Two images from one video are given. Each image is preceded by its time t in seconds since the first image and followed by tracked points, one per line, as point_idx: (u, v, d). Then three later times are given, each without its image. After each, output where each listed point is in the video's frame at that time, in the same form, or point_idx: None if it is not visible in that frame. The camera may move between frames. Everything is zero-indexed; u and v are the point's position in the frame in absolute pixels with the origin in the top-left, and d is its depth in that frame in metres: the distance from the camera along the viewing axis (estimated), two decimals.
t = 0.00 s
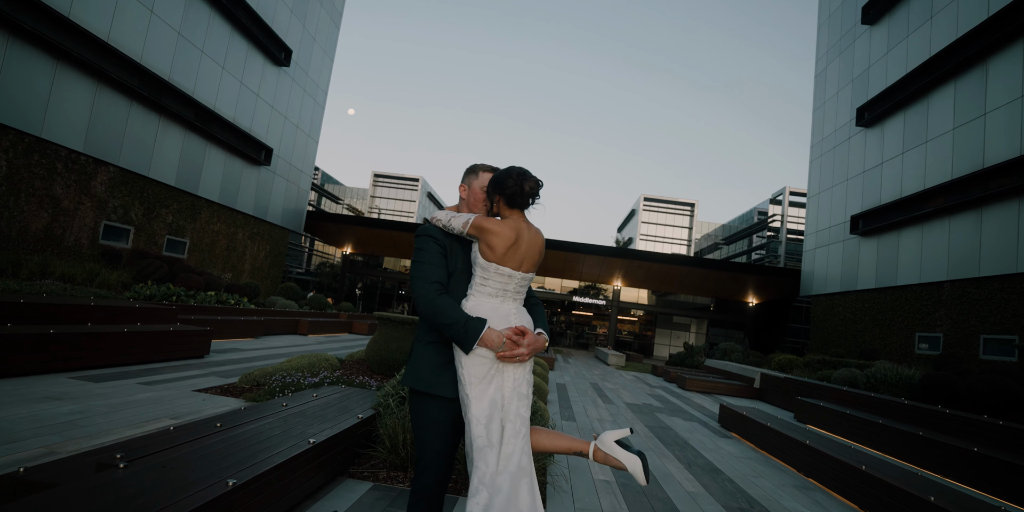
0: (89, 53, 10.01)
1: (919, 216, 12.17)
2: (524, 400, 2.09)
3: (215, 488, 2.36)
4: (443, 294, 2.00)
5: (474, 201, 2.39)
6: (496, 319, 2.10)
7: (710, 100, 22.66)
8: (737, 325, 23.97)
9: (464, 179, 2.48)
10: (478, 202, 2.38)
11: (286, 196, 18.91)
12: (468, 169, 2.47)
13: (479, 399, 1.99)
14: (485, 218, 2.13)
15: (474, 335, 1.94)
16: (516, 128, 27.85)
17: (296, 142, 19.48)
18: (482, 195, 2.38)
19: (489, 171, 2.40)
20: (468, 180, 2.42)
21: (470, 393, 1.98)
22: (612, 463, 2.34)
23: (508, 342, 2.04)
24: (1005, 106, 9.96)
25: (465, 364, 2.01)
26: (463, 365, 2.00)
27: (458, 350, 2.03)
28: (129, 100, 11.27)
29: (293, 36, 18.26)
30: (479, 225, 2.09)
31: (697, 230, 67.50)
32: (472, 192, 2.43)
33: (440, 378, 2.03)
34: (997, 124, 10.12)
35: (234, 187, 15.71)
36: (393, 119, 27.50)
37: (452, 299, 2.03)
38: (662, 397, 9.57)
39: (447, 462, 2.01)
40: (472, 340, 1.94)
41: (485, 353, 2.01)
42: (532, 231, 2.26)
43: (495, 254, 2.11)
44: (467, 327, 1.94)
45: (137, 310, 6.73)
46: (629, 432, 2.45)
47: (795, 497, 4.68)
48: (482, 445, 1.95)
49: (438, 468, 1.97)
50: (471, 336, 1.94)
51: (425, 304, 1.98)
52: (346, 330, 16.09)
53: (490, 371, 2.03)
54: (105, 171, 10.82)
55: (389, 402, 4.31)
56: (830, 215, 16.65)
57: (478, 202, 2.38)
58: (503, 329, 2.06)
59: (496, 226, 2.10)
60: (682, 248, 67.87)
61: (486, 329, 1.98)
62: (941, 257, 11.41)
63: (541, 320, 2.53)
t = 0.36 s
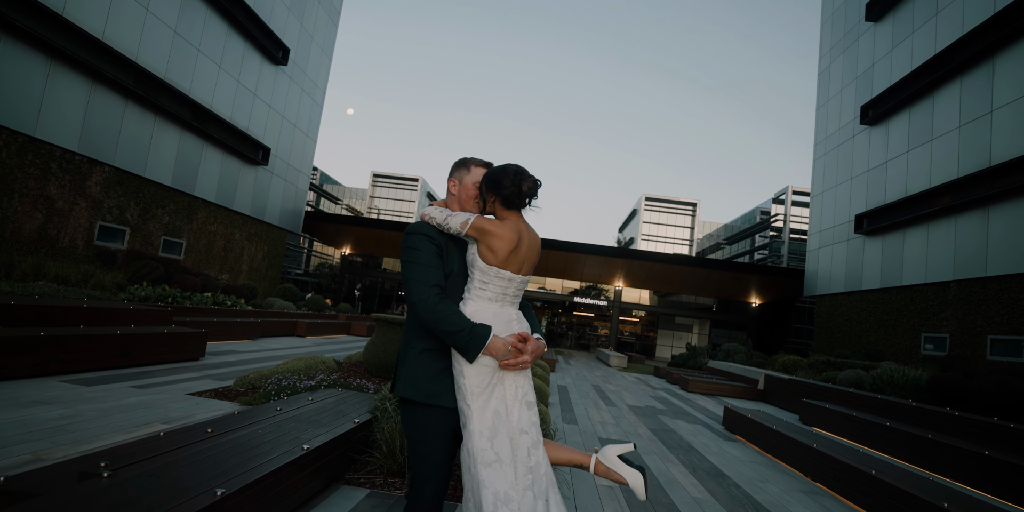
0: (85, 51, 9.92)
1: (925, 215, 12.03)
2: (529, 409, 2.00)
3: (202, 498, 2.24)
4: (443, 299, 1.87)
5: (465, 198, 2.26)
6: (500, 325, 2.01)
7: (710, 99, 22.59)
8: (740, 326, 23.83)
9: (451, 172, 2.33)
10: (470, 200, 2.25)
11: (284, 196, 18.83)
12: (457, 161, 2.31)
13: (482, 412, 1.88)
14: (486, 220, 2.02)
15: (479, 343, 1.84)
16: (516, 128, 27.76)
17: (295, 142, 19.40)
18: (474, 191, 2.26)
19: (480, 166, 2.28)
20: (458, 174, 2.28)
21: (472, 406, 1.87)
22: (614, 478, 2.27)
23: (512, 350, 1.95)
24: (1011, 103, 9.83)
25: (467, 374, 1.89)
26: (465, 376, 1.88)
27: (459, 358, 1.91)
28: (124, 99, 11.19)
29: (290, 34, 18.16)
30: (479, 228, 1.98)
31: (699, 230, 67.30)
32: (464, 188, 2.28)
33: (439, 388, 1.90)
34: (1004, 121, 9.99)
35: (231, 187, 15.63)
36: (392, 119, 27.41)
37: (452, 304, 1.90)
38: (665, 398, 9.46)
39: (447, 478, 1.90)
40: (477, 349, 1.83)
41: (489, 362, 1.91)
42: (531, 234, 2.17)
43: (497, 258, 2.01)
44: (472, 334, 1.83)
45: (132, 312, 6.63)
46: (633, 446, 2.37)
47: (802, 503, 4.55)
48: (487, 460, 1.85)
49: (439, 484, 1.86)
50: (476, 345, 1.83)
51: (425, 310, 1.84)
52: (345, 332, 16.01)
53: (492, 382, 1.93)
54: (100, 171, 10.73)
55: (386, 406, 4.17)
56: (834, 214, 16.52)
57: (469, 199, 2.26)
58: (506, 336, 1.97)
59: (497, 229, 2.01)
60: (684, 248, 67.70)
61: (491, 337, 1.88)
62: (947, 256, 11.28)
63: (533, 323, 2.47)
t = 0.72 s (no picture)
0: (81, 52, 9.86)
1: (932, 215, 11.88)
2: (539, 418, 1.94)
3: None
4: (451, 305, 1.76)
5: (465, 196, 2.15)
6: (509, 332, 1.93)
7: (712, 98, 22.43)
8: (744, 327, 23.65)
9: (447, 167, 2.20)
10: (470, 197, 2.14)
11: (282, 196, 18.76)
12: (454, 156, 2.18)
13: (492, 423, 1.79)
14: (493, 220, 1.91)
15: (491, 351, 1.75)
16: (516, 128, 27.67)
17: (293, 143, 19.32)
18: (474, 188, 2.15)
19: (480, 162, 2.16)
20: (456, 170, 2.15)
21: (481, 417, 1.78)
22: (624, 491, 2.23)
23: (522, 357, 1.88)
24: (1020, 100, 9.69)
25: (476, 384, 1.80)
26: (474, 386, 1.79)
27: (467, 368, 1.82)
28: (121, 99, 11.13)
29: (289, 33, 18.09)
30: (486, 229, 1.87)
31: (703, 230, 67.05)
32: (463, 184, 2.15)
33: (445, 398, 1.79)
34: (1012, 118, 9.85)
35: (229, 188, 15.56)
36: (393, 119, 27.31)
37: (460, 310, 1.78)
38: (669, 401, 9.34)
39: (452, 495, 1.79)
40: (488, 357, 1.74)
41: (501, 369, 1.84)
42: (538, 234, 2.08)
43: (505, 260, 1.92)
44: (483, 342, 1.73)
45: (127, 315, 6.55)
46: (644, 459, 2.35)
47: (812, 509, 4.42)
48: (497, 475, 1.74)
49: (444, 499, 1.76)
50: (487, 354, 1.74)
51: (431, 317, 1.71)
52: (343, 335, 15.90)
53: (501, 391, 1.85)
54: (96, 173, 10.66)
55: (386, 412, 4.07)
56: (839, 214, 16.36)
57: (468, 197, 2.15)
58: (516, 343, 1.89)
59: (505, 230, 1.91)
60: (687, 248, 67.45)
61: (503, 344, 1.80)
62: (955, 256, 11.12)
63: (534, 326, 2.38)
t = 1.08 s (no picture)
0: (78, 52, 9.80)
1: (939, 214, 11.76)
2: (552, 426, 1.85)
3: None
4: (462, 307, 1.64)
5: (472, 192, 2.04)
6: (523, 336, 1.83)
7: (712, 98, 22.32)
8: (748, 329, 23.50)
9: (452, 161, 2.08)
10: (477, 194, 2.04)
11: (281, 197, 18.69)
12: (460, 148, 2.05)
13: (506, 431, 1.70)
14: (504, 219, 1.81)
15: (505, 356, 1.65)
16: (517, 128, 27.61)
17: (292, 143, 19.25)
18: (482, 183, 2.04)
19: (488, 155, 2.05)
20: (463, 164, 2.03)
21: (495, 424, 1.68)
22: (642, 504, 2.22)
23: (537, 361, 1.78)
24: None
25: (489, 390, 1.70)
26: (487, 392, 1.69)
27: (479, 372, 1.72)
28: (117, 99, 11.06)
29: (287, 33, 18.05)
30: (498, 229, 1.78)
31: (705, 231, 66.81)
32: (471, 180, 2.04)
33: (455, 405, 1.67)
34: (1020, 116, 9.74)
35: (228, 188, 15.49)
36: (392, 119, 27.27)
37: (471, 312, 1.67)
38: (673, 404, 9.22)
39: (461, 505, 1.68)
40: (502, 362, 1.64)
41: (514, 374, 1.74)
42: (549, 232, 2.01)
43: (517, 261, 1.82)
44: (497, 346, 1.63)
45: (122, 318, 6.45)
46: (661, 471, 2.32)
47: None
48: (509, 486, 1.64)
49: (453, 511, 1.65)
50: (502, 358, 1.64)
51: (441, 321, 1.59)
52: (343, 337, 15.80)
53: (515, 397, 1.76)
54: (92, 173, 10.58)
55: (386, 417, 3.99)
56: (844, 214, 16.24)
57: (476, 193, 2.03)
58: (530, 346, 1.80)
59: (517, 229, 1.82)
60: (689, 249, 67.23)
61: (517, 348, 1.70)
62: (963, 256, 10.98)
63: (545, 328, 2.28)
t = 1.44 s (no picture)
0: (74, 51, 9.73)
1: (947, 214, 11.64)
2: (567, 434, 1.75)
3: None
4: (472, 309, 1.53)
5: (485, 187, 1.94)
6: (538, 340, 1.72)
7: (714, 96, 22.19)
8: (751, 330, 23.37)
9: (462, 155, 1.97)
10: (490, 189, 1.93)
11: (280, 198, 18.60)
12: (470, 142, 1.95)
13: (522, 439, 1.57)
14: (517, 215, 1.69)
15: (519, 361, 1.54)
16: (517, 128, 27.53)
17: (291, 143, 19.17)
18: (494, 178, 1.93)
19: (500, 149, 1.94)
20: (474, 159, 1.93)
21: (511, 434, 1.56)
22: None
23: (553, 366, 1.67)
24: None
25: (503, 396, 1.57)
26: (501, 399, 1.57)
27: (492, 378, 1.60)
28: (114, 97, 10.96)
29: (286, 32, 17.97)
30: (512, 226, 1.66)
31: (708, 231, 66.57)
32: (482, 175, 1.94)
33: (467, 412, 1.56)
34: None
35: (226, 188, 15.40)
36: (392, 119, 27.17)
37: (483, 315, 1.56)
38: (678, 407, 9.09)
39: None
40: (516, 368, 1.53)
41: (530, 379, 1.62)
42: (566, 229, 1.89)
43: (531, 260, 1.71)
44: (510, 350, 1.52)
45: (118, 319, 6.35)
46: (683, 478, 2.20)
47: None
48: (526, 500, 1.51)
49: None
50: (516, 363, 1.53)
51: (451, 323, 1.48)
52: (343, 339, 15.68)
53: (531, 403, 1.64)
54: (88, 173, 10.48)
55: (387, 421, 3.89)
56: (849, 214, 16.11)
57: (488, 189, 1.93)
58: (545, 351, 1.69)
59: (531, 227, 1.70)
60: (692, 250, 67.01)
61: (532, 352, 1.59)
62: (970, 256, 10.87)
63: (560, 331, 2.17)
